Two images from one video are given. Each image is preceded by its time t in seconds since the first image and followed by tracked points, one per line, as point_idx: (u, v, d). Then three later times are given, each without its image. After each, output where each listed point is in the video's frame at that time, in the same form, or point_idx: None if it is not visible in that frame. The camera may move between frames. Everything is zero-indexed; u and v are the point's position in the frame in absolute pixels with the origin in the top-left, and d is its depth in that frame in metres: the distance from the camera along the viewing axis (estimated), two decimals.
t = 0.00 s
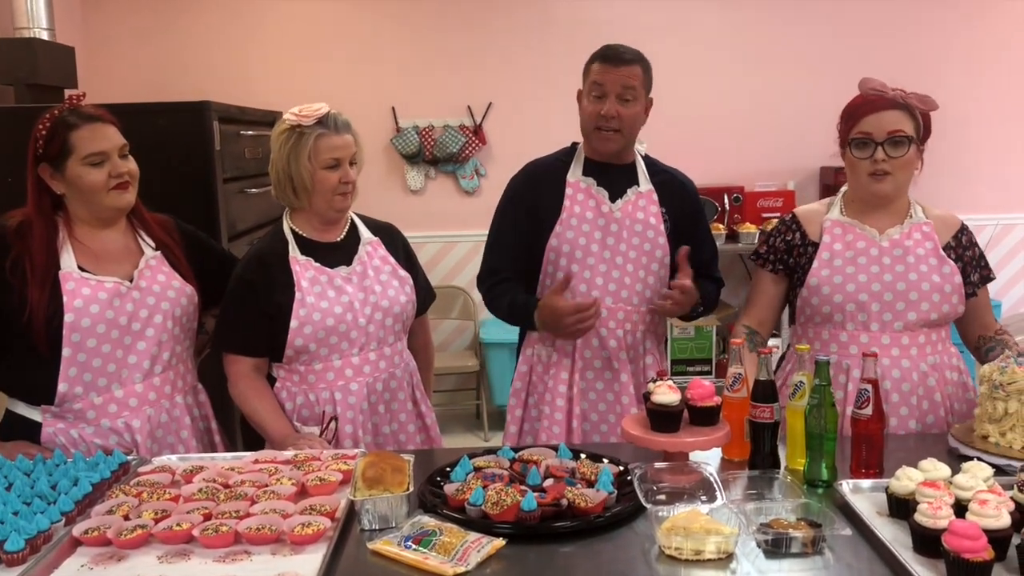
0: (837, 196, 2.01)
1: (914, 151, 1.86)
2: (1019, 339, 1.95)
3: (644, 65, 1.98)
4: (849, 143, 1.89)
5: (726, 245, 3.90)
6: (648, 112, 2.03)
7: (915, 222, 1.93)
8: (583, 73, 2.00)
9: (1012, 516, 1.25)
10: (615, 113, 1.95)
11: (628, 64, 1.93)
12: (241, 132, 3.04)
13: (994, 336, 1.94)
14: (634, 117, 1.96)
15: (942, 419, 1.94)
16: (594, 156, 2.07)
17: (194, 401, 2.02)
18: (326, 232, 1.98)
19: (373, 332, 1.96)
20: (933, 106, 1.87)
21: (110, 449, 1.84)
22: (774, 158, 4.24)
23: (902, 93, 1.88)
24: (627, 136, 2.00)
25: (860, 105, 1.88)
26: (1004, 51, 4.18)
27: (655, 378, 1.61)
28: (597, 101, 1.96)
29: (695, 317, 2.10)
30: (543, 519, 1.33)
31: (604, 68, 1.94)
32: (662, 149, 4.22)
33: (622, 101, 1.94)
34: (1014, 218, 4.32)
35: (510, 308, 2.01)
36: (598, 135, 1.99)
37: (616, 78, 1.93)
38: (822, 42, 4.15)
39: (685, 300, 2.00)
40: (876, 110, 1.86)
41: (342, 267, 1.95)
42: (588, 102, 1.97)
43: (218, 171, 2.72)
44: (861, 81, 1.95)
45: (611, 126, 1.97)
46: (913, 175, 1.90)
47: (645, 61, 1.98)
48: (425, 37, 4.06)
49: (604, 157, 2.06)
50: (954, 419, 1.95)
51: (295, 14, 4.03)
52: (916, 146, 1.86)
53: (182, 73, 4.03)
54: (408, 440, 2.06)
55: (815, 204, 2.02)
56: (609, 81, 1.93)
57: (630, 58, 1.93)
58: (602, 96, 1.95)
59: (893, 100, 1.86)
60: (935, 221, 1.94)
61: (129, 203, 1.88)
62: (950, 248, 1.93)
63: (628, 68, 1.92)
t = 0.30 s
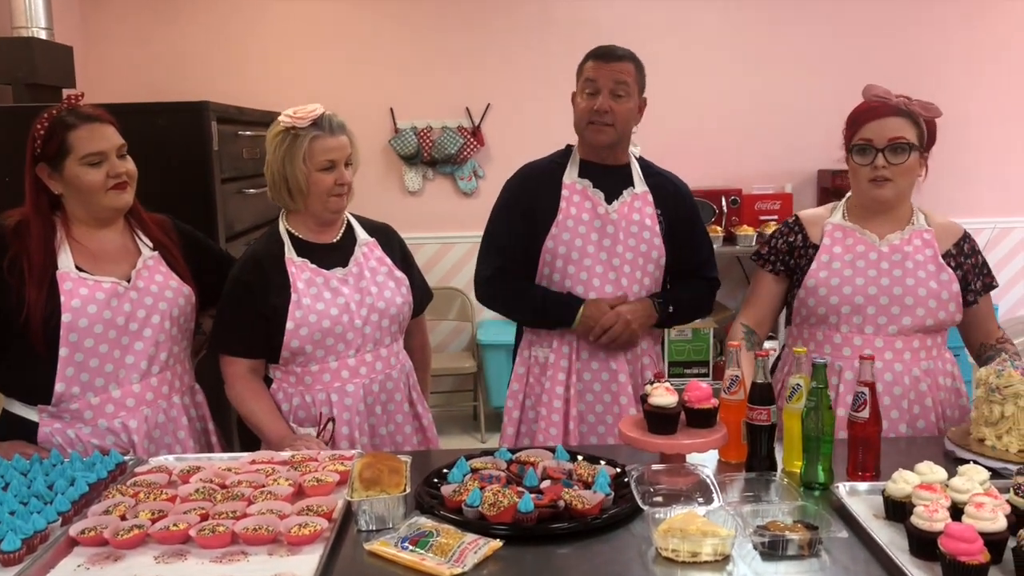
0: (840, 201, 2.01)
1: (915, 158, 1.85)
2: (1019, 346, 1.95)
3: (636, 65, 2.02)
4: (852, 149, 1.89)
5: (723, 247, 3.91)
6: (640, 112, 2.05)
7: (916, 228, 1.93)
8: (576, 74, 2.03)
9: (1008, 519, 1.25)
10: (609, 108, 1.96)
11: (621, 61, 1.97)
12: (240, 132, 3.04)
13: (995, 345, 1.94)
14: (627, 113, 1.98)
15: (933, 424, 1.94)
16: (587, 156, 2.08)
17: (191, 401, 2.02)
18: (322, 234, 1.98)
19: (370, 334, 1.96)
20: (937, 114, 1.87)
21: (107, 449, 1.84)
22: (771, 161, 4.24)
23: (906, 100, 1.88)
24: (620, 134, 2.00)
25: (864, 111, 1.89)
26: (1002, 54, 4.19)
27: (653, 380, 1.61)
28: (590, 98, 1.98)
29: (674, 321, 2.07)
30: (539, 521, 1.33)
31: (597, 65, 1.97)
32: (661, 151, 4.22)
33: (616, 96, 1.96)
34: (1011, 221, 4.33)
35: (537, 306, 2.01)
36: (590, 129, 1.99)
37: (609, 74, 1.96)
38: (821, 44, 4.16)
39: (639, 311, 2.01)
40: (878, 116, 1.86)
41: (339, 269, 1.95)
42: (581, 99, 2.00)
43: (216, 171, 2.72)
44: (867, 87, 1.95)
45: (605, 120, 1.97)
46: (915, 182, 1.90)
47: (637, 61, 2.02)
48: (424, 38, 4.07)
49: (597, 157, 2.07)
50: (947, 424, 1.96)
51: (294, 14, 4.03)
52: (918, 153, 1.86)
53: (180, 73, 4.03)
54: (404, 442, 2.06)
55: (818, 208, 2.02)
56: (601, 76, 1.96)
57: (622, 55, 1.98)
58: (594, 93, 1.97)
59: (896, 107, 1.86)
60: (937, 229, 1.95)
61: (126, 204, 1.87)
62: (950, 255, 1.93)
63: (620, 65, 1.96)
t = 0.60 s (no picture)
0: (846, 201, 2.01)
1: (917, 162, 1.85)
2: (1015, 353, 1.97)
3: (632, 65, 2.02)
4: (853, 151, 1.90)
5: (722, 249, 3.91)
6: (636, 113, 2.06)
7: (922, 231, 1.93)
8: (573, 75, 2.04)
9: (1006, 521, 1.25)
10: (606, 108, 1.96)
11: (617, 61, 1.98)
12: (239, 132, 3.04)
13: (992, 351, 1.96)
14: (624, 114, 1.98)
15: (942, 425, 1.94)
16: (583, 157, 2.08)
17: (190, 401, 2.01)
18: (322, 233, 1.98)
19: (368, 334, 1.96)
20: (940, 117, 1.86)
21: (106, 449, 1.83)
22: (771, 162, 4.25)
23: (910, 103, 1.87)
24: (617, 134, 2.00)
25: (867, 113, 1.89)
26: (1002, 56, 4.19)
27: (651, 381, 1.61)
28: (586, 98, 1.98)
29: (673, 320, 2.07)
30: (538, 522, 1.33)
31: (593, 66, 1.98)
32: (660, 152, 4.22)
33: (613, 96, 1.96)
34: (1010, 224, 4.33)
35: (535, 308, 2.02)
36: (588, 131, 2.00)
37: (605, 74, 1.96)
38: (821, 46, 4.16)
39: (638, 309, 2.01)
40: (881, 119, 1.86)
41: (338, 269, 1.95)
42: (577, 99, 2.00)
43: (215, 172, 2.72)
44: (872, 89, 1.95)
45: (601, 121, 1.97)
46: (918, 184, 1.89)
47: (633, 62, 2.02)
48: (424, 38, 4.07)
49: (593, 157, 2.07)
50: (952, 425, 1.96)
51: (294, 14, 4.03)
52: (921, 156, 1.85)
53: (179, 73, 4.03)
54: (402, 443, 2.06)
55: (825, 209, 2.03)
56: (598, 77, 1.96)
57: (619, 56, 1.99)
58: (591, 93, 1.97)
59: (899, 110, 1.86)
60: (943, 232, 1.95)
61: (125, 203, 1.87)
62: (955, 258, 1.94)
63: (616, 65, 1.97)
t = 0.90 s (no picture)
0: (848, 202, 2.01)
1: (919, 162, 1.84)
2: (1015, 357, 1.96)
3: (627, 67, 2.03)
4: (856, 151, 1.90)
5: (722, 250, 3.91)
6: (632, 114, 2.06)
7: (924, 233, 1.93)
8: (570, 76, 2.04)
9: (1006, 523, 1.25)
10: (603, 109, 1.96)
11: (613, 63, 1.98)
12: (239, 133, 3.04)
13: (992, 354, 1.95)
14: (621, 115, 1.99)
15: (942, 427, 1.95)
16: (578, 158, 2.09)
17: (189, 402, 2.01)
18: (323, 233, 1.98)
19: (366, 337, 1.96)
20: (945, 119, 1.85)
21: (105, 449, 1.83)
22: (771, 163, 4.25)
23: (914, 105, 1.87)
24: (615, 134, 2.01)
25: (871, 114, 1.89)
26: (1002, 57, 4.19)
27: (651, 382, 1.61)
28: (583, 99, 1.98)
29: (671, 320, 2.07)
30: (537, 523, 1.33)
31: (591, 67, 1.98)
32: (660, 153, 4.22)
33: (610, 97, 1.97)
34: (1010, 225, 4.33)
35: (534, 310, 2.02)
36: (586, 131, 1.99)
37: (602, 75, 1.96)
38: (821, 47, 4.17)
39: (637, 310, 2.00)
40: (884, 120, 1.86)
41: (337, 271, 1.95)
42: (574, 99, 2.00)
43: (216, 172, 2.72)
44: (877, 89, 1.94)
45: (600, 122, 1.97)
46: (920, 186, 1.89)
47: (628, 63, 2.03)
48: (424, 38, 4.07)
49: (590, 158, 2.07)
50: (952, 427, 1.96)
51: (294, 14, 4.03)
52: (924, 158, 1.85)
53: (179, 73, 4.03)
54: (399, 444, 2.06)
55: (826, 209, 2.02)
56: (595, 78, 1.96)
57: (615, 57, 1.99)
58: (588, 94, 1.97)
59: (902, 112, 1.86)
60: (945, 235, 1.95)
61: (125, 204, 1.87)
62: (957, 261, 1.94)
63: (612, 66, 1.97)
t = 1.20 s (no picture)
0: (847, 204, 2.01)
1: (924, 168, 1.85)
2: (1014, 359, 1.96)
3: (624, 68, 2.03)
4: (861, 157, 1.90)
5: (721, 252, 3.91)
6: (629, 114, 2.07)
7: (924, 235, 1.94)
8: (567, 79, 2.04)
9: (1005, 525, 1.25)
10: (601, 110, 1.96)
11: (610, 64, 1.98)
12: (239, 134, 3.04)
13: (990, 357, 1.96)
14: (618, 115, 1.99)
15: (941, 429, 1.95)
16: (576, 159, 2.09)
17: (188, 403, 2.01)
18: (320, 234, 1.98)
19: (365, 337, 1.96)
20: (948, 123, 1.86)
21: (104, 450, 1.83)
22: (770, 165, 4.25)
23: (918, 109, 1.87)
24: (613, 135, 2.01)
25: (875, 118, 1.88)
26: (1001, 59, 4.19)
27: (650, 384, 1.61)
28: (581, 101, 1.98)
29: (670, 321, 2.07)
30: (537, 524, 1.33)
31: (588, 68, 1.98)
32: (660, 155, 4.22)
33: (607, 98, 1.97)
34: (1009, 227, 4.33)
35: (531, 310, 2.02)
36: (584, 132, 2.00)
37: (599, 77, 1.96)
38: (821, 48, 4.17)
39: (635, 311, 2.00)
40: (890, 125, 1.85)
41: (334, 272, 1.95)
42: (571, 102, 2.00)
43: (215, 173, 2.72)
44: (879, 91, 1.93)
45: (598, 123, 1.98)
46: (923, 191, 1.90)
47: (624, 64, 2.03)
48: (424, 39, 4.07)
49: (589, 159, 2.07)
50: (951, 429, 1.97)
51: (293, 14, 4.03)
52: (928, 163, 1.86)
53: (179, 74, 4.03)
54: (399, 445, 2.06)
55: (826, 212, 2.02)
56: (592, 80, 1.96)
57: (612, 59, 1.99)
58: (586, 95, 1.98)
59: (907, 116, 1.85)
60: (945, 237, 1.95)
61: (125, 205, 1.87)
62: (956, 263, 1.94)
63: (608, 68, 1.97)
